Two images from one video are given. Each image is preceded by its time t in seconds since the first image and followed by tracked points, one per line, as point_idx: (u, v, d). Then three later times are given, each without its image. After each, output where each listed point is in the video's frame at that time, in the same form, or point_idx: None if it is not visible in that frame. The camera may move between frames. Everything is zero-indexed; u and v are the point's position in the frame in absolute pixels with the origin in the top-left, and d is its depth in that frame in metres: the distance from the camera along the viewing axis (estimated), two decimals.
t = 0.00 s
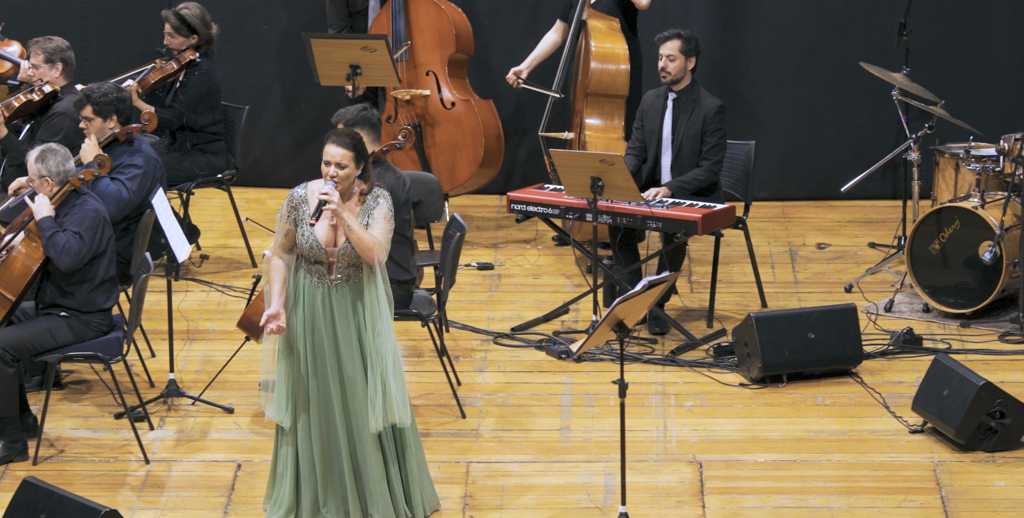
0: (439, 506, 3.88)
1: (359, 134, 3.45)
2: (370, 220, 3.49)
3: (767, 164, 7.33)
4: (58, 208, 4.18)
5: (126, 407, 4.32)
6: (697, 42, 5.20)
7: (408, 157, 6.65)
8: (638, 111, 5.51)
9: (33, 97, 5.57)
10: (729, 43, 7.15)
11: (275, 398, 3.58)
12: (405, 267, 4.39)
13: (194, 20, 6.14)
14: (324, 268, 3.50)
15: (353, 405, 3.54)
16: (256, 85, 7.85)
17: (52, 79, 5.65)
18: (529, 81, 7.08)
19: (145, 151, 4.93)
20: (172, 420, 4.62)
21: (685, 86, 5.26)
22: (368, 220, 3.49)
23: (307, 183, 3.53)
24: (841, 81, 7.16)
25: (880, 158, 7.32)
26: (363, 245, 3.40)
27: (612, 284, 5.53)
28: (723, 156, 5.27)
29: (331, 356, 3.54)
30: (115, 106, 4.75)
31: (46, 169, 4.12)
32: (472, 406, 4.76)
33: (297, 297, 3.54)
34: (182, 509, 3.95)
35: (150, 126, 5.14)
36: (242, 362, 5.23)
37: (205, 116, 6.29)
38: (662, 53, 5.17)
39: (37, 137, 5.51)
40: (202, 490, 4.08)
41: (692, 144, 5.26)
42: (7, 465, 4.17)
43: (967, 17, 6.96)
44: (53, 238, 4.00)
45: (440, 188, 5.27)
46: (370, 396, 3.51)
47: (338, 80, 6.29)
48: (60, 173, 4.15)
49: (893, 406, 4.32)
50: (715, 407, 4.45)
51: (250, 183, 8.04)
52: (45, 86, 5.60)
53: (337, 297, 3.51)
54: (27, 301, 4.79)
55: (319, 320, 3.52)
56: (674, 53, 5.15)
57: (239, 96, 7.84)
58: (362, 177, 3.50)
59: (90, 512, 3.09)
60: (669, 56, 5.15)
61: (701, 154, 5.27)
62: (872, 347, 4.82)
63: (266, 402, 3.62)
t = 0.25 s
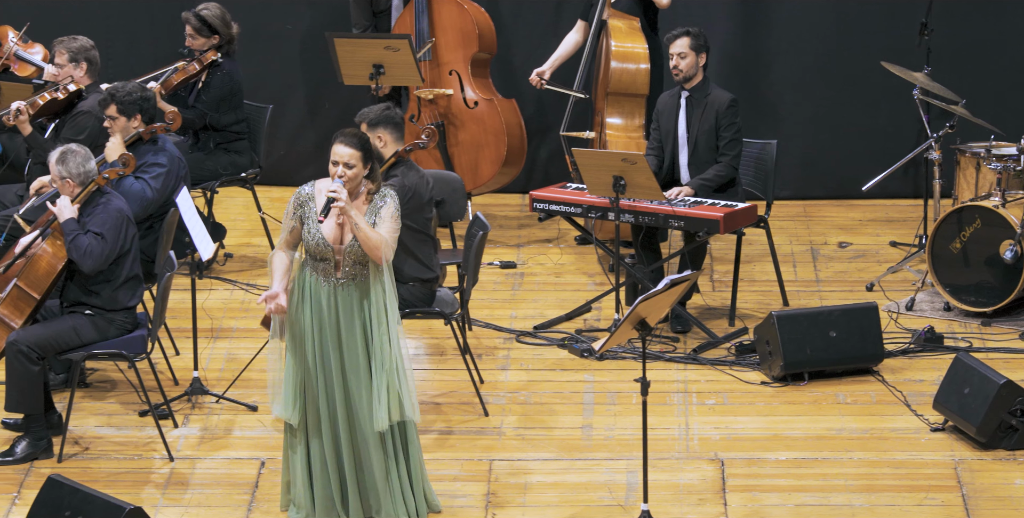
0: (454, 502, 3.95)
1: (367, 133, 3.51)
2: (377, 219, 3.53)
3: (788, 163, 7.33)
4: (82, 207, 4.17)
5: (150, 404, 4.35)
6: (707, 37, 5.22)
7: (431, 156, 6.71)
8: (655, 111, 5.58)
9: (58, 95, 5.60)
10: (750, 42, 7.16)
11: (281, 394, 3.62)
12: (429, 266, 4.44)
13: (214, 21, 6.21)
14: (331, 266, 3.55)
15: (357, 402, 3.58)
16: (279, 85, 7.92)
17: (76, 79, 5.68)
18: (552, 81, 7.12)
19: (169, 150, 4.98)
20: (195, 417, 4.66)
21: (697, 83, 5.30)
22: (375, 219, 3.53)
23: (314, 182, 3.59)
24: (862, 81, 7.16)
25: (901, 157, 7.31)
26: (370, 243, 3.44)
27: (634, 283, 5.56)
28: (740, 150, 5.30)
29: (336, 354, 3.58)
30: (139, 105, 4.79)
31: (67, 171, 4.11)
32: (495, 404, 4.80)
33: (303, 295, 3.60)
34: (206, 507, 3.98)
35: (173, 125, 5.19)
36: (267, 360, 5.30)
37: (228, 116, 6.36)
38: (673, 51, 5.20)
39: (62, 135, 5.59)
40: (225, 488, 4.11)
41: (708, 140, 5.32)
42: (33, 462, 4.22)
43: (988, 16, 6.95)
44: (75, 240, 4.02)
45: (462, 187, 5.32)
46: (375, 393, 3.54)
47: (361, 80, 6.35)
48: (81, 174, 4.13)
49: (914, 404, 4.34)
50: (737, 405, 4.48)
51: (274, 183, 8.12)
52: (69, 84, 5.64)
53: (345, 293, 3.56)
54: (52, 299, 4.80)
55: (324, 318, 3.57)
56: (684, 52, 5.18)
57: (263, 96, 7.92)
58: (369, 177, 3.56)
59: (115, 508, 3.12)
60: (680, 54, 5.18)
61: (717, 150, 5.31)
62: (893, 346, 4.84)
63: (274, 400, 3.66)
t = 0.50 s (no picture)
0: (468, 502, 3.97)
1: (371, 135, 3.57)
2: (381, 220, 3.59)
3: (803, 163, 7.33)
4: (100, 207, 4.19)
5: (167, 403, 4.38)
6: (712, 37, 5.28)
7: (448, 156, 6.75)
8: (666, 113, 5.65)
9: (76, 94, 5.61)
10: (764, 42, 7.17)
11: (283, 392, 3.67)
12: (445, 265, 4.48)
13: (230, 22, 6.28)
14: (336, 268, 3.62)
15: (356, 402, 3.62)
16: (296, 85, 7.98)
17: (94, 79, 5.71)
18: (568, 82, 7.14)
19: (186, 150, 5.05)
20: (213, 415, 4.69)
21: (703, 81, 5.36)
22: (379, 219, 3.59)
23: (319, 184, 3.66)
24: (876, 81, 7.17)
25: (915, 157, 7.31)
26: (374, 243, 3.50)
27: (650, 282, 5.59)
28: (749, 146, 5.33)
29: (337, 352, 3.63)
30: (157, 105, 4.83)
31: (83, 172, 4.13)
32: (511, 402, 4.84)
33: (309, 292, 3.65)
34: (224, 505, 3.98)
35: (191, 125, 5.22)
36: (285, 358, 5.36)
37: (246, 116, 6.41)
38: (679, 50, 5.26)
39: (80, 133, 5.66)
40: (242, 486, 4.11)
41: (717, 137, 5.36)
42: (52, 460, 4.25)
43: (1002, 17, 6.94)
44: (92, 244, 4.06)
45: (479, 187, 5.36)
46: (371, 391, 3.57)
47: (377, 80, 6.40)
48: (97, 175, 4.15)
49: (929, 403, 4.37)
50: (752, 403, 4.51)
51: (291, 182, 8.18)
52: (88, 84, 5.66)
53: (345, 295, 3.62)
54: (71, 298, 4.80)
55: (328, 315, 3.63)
56: (690, 50, 5.24)
57: (279, 97, 7.98)
58: (373, 179, 3.62)
59: (133, 506, 3.16)
60: (686, 52, 5.25)
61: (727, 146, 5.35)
62: (907, 344, 4.86)
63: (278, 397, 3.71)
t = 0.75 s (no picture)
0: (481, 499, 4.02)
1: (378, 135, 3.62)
2: (390, 220, 3.64)
3: (816, 162, 7.35)
4: (117, 207, 4.25)
5: (185, 401, 4.44)
6: (718, 36, 5.29)
7: (463, 156, 6.80)
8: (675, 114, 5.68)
9: (94, 94, 5.61)
10: (776, 41, 7.19)
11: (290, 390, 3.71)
12: (460, 264, 4.53)
13: (247, 22, 6.30)
14: (346, 268, 3.66)
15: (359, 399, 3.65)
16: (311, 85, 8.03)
17: (112, 79, 5.74)
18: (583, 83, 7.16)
19: (203, 150, 5.07)
20: (229, 414, 4.74)
21: (711, 81, 5.40)
22: (388, 219, 3.64)
23: (327, 185, 3.70)
24: (888, 81, 7.18)
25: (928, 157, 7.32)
26: (382, 243, 3.55)
27: (664, 281, 5.62)
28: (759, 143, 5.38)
29: (344, 349, 3.67)
30: (174, 105, 4.88)
31: (99, 173, 4.19)
32: (526, 400, 4.88)
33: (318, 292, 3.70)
34: (241, 502, 4.01)
35: (208, 125, 5.27)
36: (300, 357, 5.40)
37: (262, 116, 6.47)
38: (687, 52, 5.26)
39: (97, 132, 5.70)
40: (258, 484, 4.15)
41: (726, 135, 5.39)
42: (69, 458, 4.31)
43: (1015, 17, 6.94)
44: (109, 244, 4.10)
45: (493, 186, 5.40)
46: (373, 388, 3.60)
47: (392, 80, 6.45)
48: (113, 176, 4.22)
49: (941, 401, 4.40)
50: (765, 402, 4.53)
51: (307, 182, 8.25)
52: (105, 84, 5.67)
53: (354, 293, 3.67)
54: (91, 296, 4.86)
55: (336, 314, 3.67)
56: (699, 52, 5.23)
57: (295, 97, 8.04)
58: (380, 179, 3.66)
59: (150, 504, 3.22)
60: (694, 54, 5.25)
61: (737, 145, 5.39)
62: (920, 343, 4.90)
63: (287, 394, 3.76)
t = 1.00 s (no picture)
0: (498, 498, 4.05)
1: (391, 136, 3.65)
2: (403, 220, 3.67)
3: (829, 164, 7.36)
4: (133, 208, 4.31)
5: (202, 401, 4.49)
6: (729, 38, 5.35)
7: (478, 157, 6.84)
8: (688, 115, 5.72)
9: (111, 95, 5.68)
10: (790, 42, 7.19)
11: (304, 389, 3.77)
12: (475, 265, 4.57)
13: (266, 24, 6.37)
14: (360, 269, 3.69)
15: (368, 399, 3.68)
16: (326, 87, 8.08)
17: (128, 80, 5.80)
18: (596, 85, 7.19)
19: (219, 152, 5.12)
20: (245, 413, 4.79)
21: (724, 83, 5.43)
22: (401, 220, 3.66)
23: (340, 187, 3.72)
24: (901, 82, 7.18)
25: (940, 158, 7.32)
26: (396, 243, 3.57)
27: (678, 281, 5.65)
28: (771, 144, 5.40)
29: (355, 349, 3.71)
30: (191, 107, 4.94)
31: (115, 176, 4.26)
32: (540, 400, 4.92)
33: (332, 292, 3.75)
34: (257, 501, 4.05)
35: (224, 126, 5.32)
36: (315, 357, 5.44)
37: (279, 116, 6.53)
38: (698, 54, 5.33)
39: (113, 132, 5.75)
40: (274, 483, 4.20)
41: (738, 136, 5.42)
42: (85, 457, 4.36)
43: None
44: (127, 246, 4.15)
45: (508, 188, 5.44)
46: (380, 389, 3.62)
47: (407, 81, 6.50)
48: (128, 179, 4.29)
49: (953, 402, 4.42)
50: (779, 402, 4.55)
51: (322, 182, 8.30)
52: (122, 85, 5.74)
53: (368, 295, 3.70)
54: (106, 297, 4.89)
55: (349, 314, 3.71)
56: (710, 53, 5.31)
57: (309, 98, 8.10)
58: (394, 180, 3.69)
59: (166, 503, 3.23)
60: (706, 55, 5.31)
61: (749, 146, 5.41)
62: (932, 343, 4.92)
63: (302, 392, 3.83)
